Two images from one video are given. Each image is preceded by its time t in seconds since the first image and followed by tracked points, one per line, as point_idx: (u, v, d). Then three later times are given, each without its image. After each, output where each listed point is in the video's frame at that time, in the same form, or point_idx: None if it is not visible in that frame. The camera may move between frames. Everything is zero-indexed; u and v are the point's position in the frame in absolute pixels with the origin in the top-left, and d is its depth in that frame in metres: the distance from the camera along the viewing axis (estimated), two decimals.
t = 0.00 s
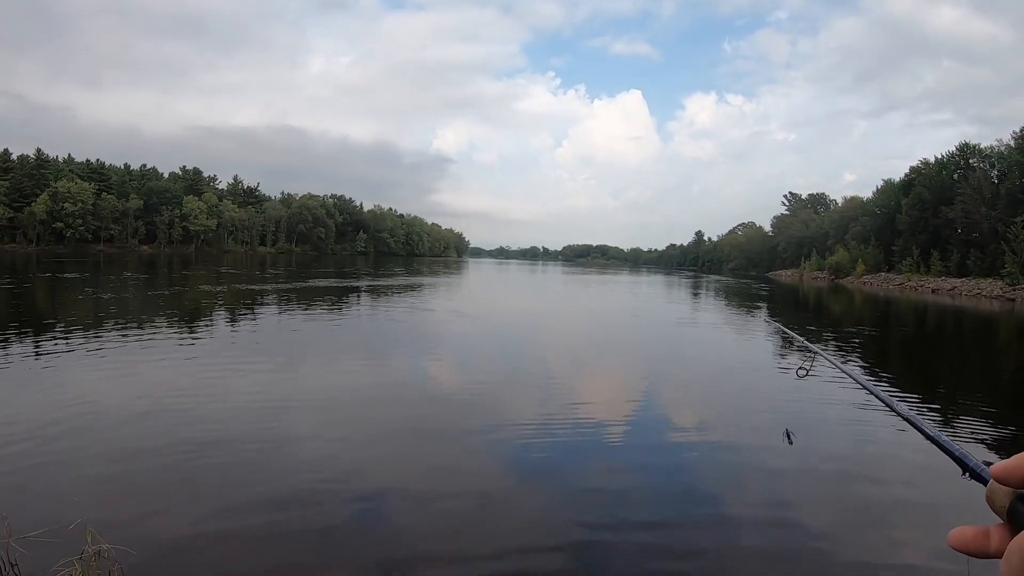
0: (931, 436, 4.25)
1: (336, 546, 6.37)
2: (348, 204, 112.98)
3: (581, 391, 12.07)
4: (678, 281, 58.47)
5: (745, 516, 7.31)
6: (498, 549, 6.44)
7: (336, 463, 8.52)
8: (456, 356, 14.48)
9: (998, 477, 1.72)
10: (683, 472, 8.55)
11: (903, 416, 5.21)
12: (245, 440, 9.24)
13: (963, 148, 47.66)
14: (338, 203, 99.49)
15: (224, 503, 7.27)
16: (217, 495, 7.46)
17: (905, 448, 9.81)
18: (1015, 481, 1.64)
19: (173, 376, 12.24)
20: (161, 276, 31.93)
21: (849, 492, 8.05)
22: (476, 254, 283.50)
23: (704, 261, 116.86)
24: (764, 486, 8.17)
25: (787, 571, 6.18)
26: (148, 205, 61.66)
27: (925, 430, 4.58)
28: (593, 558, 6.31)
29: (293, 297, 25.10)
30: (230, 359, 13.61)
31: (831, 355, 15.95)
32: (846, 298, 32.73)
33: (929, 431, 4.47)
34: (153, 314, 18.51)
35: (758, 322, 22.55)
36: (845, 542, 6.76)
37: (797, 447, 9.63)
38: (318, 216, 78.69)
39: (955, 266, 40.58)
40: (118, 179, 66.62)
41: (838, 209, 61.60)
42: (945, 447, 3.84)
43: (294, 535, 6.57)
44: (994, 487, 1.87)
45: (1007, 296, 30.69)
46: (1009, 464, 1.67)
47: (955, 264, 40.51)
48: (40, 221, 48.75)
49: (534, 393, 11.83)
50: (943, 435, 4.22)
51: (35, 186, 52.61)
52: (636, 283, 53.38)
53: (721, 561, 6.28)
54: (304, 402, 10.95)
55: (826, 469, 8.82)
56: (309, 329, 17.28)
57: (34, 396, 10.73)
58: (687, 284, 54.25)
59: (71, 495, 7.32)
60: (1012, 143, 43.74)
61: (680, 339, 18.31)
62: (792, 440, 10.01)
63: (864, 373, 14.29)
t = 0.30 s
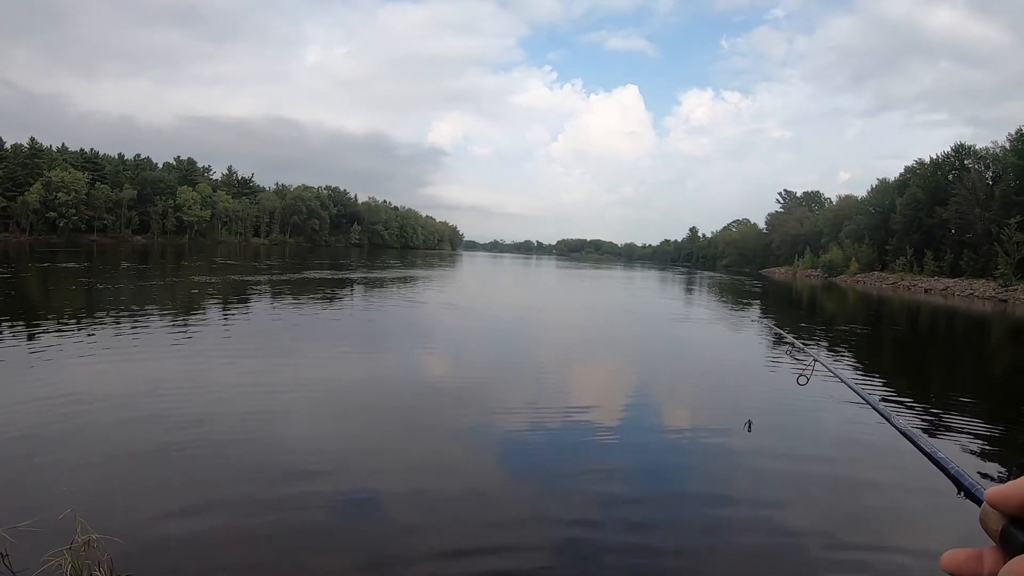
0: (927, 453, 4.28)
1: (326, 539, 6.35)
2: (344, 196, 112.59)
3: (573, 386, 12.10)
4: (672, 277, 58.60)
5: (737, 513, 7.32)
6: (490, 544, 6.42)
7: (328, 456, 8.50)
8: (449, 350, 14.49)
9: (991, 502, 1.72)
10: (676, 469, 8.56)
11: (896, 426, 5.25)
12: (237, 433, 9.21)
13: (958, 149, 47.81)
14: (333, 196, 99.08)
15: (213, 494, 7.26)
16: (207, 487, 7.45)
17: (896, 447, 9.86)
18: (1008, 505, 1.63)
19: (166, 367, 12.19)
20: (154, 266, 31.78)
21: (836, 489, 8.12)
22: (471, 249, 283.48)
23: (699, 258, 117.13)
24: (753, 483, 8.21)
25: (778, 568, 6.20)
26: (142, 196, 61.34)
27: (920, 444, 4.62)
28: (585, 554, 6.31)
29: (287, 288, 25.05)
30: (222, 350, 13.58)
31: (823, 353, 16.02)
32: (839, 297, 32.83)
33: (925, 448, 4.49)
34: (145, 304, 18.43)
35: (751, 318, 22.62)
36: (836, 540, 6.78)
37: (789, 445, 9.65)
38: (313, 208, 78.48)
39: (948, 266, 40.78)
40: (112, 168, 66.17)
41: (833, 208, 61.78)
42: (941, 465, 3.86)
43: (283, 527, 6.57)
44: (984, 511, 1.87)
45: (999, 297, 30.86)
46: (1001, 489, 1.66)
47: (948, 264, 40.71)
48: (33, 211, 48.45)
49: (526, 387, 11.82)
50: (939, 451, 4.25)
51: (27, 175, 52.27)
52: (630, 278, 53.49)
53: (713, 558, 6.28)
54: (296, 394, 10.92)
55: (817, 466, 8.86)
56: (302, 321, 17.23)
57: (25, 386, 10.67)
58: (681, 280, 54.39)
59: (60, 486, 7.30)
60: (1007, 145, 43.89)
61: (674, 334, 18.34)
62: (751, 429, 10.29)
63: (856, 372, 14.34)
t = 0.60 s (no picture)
0: (900, 471, 4.38)
1: (320, 535, 6.35)
2: (338, 192, 112.23)
3: (568, 383, 12.14)
4: (666, 276, 58.77)
5: (729, 512, 7.36)
6: (483, 541, 6.44)
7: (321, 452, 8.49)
8: (444, 346, 14.51)
9: (962, 525, 1.78)
10: (669, 468, 8.59)
11: (870, 443, 5.36)
12: (230, 429, 9.18)
13: (952, 151, 48.08)
14: (328, 192, 98.91)
15: (209, 489, 7.29)
16: (202, 481, 7.47)
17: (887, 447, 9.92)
18: (978, 527, 1.67)
19: (158, 362, 12.13)
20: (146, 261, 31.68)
21: (827, 487, 8.21)
22: (466, 246, 283.37)
23: (693, 257, 117.46)
24: (745, 480, 8.30)
25: (770, 566, 6.22)
26: (136, 190, 60.98)
27: (892, 462, 4.73)
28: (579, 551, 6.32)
29: (280, 283, 25.03)
30: (217, 345, 13.57)
31: (816, 353, 16.13)
32: (832, 297, 32.91)
33: (898, 465, 4.59)
34: (138, 299, 18.37)
35: (744, 317, 22.75)
36: (827, 539, 6.83)
37: (780, 444, 9.70)
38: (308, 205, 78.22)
39: (941, 267, 41.04)
40: (106, 162, 65.81)
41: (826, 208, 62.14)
42: (914, 483, 3.96)
43: (278, 521, 6.60)
44: (953, 532, 1.93)
45: (991, 299, 31.07)
46: (972, 513, 1.71)
47: (940, 265, 40.92)
48: (25, 205, 48.14)
49: (519, 385, 11.82)
50: (913, 469, 4.34)
51: (20, 168, 51.93)
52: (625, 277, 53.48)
53: (706, 556, 6.31)
54: (289, 391, 10.89)
55: (809, 466, 8.90)
56: (296, 316, 17.17)
57: (16, 381, 10.59)
58: (675, 278, 54.47)
59: (54, 480, 7.31)
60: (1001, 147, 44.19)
61: (667, 333, 18.35)
62: (694, 437, 9.78)
63: (848, 372, 14.41)
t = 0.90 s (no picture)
0: (878, 478, 4.48)
1: (318, 535, 6.37)
2: (339, 194, 112.37)
3: (567, 387, 12.15)
4: (666, 280, 58.91)
5: (724, 515, 7.41)
6: (480, 542, 6.46)
7: (319, 453, 8.52)
8: (443, 349, 14.52)
9: (940, 535, 1.76)
10: (664, 471, 8.61)
11: (848, 449, 5.47)
12: (228, 429, 9.20)
13: (952, 156, 48.19)
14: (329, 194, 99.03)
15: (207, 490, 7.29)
16: (200, 482, 7.48)
17: (884, 451, 9.94)
18: (956, 538, 1.67)
19: (157, 363, 12.14)
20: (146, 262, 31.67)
21: (824, 492, 8.22)
22: (466, 249, 283.44)
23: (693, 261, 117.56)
24: (744, 485, 8.30)
25: (765, 569, 6.24)
26: (136, 191, 60.99)
27: (869, 468, 4.84)
28: (574, 553, 6.35)
29: (280, 286, 25.03)
30: (216, 347, 13.57)
31: (815, 359, 16.14)
32: (831, 303, 32.86)
33: (876, 472, 4.70)
34: (138, 300, 18.37)
35: (743, 322, 22.76)
36: (821, 542, 6.88)
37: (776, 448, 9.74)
38: (309, 207, 78.26)
39: (940, 273, 41.07)
40: (107, 163, 65.87)
41: (826, 213, 62.26)
42: (890, 490, 4.05)
43: (275, 522, 6.60)
44: (932, 542, 1.91)
45: (990, 305, 31.08)
46: (950, 524, 1.70)
47: (940, 271, 40.94)
48: (26, 205, 48.14)
49: (518, 388, 11.85)
50: (890, 476, 4.45)
51: (21, 168, 51.96)
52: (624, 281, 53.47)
53: (700, 559, 6.36)
54: (288, 392, 10.91)
55: (807, 470, 8.92)
56: (295, 319, 17.18)
57: (15, 381, 10.63)
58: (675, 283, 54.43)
59: (53, 480, 7.31)
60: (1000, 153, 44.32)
61: (666, 337, 18.41)
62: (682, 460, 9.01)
63: (846, 377, 14.44)
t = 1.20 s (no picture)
0: (876, 496, 4.50)
1: (320, 541, 6.37)
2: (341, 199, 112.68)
3: (569, 392, 12.15)
4: (668, 286, 58.86)
5: (727, 520, 7.40)
6: (483, 548, 6.45)
7: (321, 458, 8.52)
8: (445, 354, 14.53)
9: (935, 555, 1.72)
10: (666, 476, 8.60)
11: (846, 465, 5.49)
12: (231, 434, 9.20)
13: (953, 161, 48.22)
14: (331, 199, 99.24)
15: (213, 494, 7.28)
16: (205, 487, 7.47)
17: (888, 457, 9.92)
18: (951, 557, 1.64)
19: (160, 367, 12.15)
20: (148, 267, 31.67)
21: (828, 498, 8.20)
22: (467, 253, 283.59)
23: (695, 266, 117.58)
24: (748, 491, 8.28)
25: None
26: (139, 196, 61.10)
27: (866, 484, 4.85)
28: (577, 560, 6.33)
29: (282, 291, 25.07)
30: (219, 351, 13.59)
31: (818, 364, 16.12)
32: (833, 308, 32.77)
33: (874, 490, 4.71)
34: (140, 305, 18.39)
35: (745, 328, 22.74)
36: (825, 548, 6.86)
37: (779, 454, 9.73)
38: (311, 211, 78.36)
39: (942, 277, 41.05)
40: (109, 167, 66.07)
41: (828, 219, 62.26)
42: (888, 508, 4.06)
43: (280, 527, 6.60)
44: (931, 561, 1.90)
45: (993, 309, 31.04)
46: (948, 544, 1.66)
47: (942, 276, 40.89)
48: (28, 209, 48.25)
49: (520, 393, 11.85)
50: (889, 495, 4.43)
51: (24, 173, 52.09)
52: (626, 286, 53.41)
53: (703, 565, 6.34)
54: (290, 397, 10.91)
55: (810, 477, 8.89)
56: (297, 323, 17.20)
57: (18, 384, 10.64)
58: (677, 288, 54.39)
59: (60, 483, 7.31)
60: (1002, 158, 44.36)
61: (668, 343, 18.41)
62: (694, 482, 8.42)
63: (848, 382, 14.41)
